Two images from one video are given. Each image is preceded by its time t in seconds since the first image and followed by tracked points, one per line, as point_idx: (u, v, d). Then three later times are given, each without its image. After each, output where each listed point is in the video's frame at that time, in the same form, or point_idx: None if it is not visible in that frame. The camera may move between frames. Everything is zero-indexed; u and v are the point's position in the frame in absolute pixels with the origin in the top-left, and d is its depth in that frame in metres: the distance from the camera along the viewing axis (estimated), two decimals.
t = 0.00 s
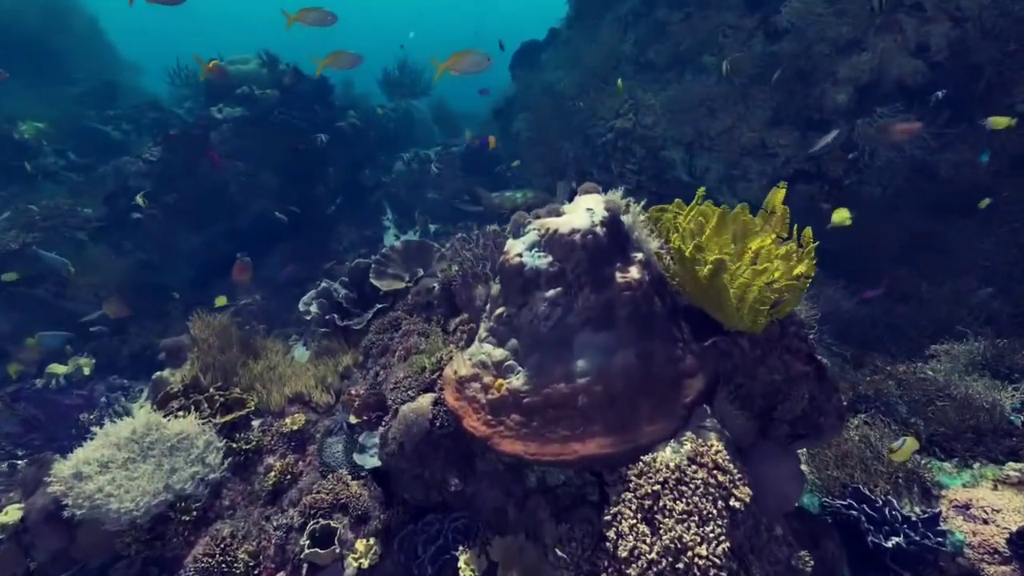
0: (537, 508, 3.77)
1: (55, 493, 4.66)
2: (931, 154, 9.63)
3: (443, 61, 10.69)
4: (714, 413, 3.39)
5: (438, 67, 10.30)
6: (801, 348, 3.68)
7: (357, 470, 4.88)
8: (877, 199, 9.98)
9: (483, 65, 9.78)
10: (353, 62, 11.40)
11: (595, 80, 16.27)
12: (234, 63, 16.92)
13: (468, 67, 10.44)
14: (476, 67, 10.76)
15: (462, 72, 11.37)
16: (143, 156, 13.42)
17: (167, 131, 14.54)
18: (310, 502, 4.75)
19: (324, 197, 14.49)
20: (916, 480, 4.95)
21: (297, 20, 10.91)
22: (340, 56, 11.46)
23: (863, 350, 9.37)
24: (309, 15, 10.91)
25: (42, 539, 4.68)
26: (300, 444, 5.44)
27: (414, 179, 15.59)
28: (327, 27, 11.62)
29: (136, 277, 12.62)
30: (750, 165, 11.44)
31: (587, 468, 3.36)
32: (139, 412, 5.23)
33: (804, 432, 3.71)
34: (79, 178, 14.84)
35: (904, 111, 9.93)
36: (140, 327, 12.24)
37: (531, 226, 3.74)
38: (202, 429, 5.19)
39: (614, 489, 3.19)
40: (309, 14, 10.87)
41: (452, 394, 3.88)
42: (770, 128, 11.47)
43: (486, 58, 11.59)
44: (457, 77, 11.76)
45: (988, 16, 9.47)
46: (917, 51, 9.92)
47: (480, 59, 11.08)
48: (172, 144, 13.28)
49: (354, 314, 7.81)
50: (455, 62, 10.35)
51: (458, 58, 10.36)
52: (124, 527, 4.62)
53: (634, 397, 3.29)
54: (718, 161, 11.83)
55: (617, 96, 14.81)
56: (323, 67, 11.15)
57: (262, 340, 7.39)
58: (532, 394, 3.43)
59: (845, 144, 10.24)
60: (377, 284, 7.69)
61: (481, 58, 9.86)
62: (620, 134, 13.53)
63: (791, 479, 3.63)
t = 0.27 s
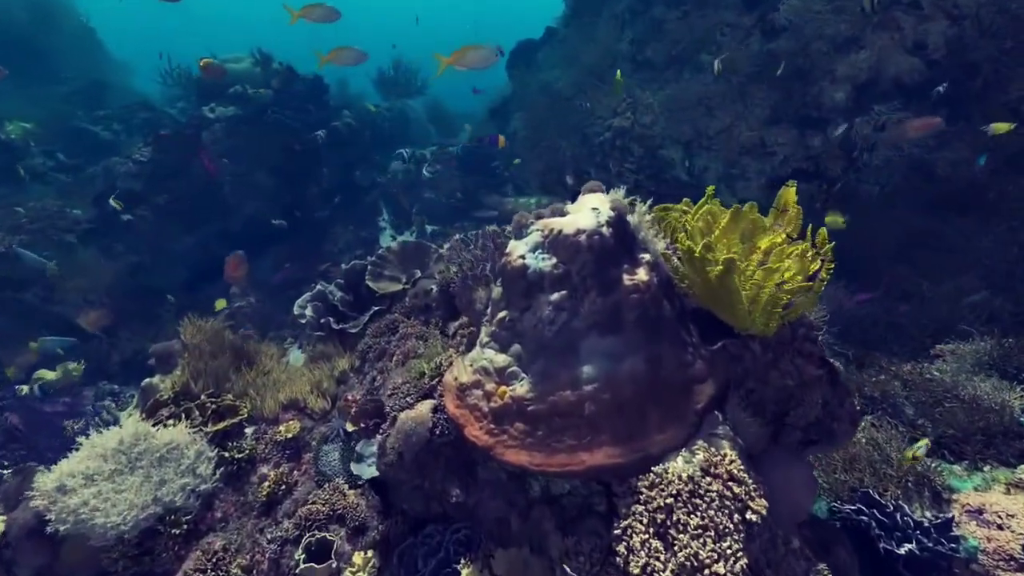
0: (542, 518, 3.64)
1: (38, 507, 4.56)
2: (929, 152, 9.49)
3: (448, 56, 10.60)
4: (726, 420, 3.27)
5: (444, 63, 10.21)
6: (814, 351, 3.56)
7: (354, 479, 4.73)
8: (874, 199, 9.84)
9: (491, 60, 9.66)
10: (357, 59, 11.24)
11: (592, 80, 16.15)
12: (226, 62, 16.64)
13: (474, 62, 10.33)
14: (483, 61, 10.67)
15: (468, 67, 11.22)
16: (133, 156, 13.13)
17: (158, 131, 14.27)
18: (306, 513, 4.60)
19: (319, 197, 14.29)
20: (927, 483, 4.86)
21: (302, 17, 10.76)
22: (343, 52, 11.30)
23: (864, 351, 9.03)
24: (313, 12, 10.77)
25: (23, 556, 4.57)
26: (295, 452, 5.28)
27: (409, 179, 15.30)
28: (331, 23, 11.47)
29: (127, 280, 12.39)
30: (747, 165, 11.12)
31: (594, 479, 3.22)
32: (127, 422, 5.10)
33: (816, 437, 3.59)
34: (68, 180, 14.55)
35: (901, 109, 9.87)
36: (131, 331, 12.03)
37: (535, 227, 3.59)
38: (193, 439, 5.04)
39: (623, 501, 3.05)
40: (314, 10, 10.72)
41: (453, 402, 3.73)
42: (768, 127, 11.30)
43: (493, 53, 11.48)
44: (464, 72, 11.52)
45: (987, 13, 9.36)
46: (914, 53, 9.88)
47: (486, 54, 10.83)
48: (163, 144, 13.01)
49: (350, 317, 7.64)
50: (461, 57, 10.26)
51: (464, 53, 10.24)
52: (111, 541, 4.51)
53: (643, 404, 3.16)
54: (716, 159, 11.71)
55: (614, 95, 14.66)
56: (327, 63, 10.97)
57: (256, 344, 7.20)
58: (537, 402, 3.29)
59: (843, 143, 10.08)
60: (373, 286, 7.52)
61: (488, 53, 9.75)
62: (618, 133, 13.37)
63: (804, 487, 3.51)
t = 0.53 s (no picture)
0: (548, 527, 3.53)
1: (21, 521, 4.46)
2: (925, 149, 9.27)
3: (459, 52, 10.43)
4: (738, 426, 3.15)
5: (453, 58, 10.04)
6: (825, 353, 3.46)
7: (351, 488, 4.60)
8: (872, 197, 9.66)
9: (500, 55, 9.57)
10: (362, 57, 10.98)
11: (590, 79, 15.99)
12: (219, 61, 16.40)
13: (484, 57, 10.17)
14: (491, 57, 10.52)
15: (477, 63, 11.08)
16: (124, 156, 12.87)
17: (149, 130, 14.01)
18: (302, 523, 4.45)
19: (314, 198, 14.10)
20: (937, 486, 4.78)
21: (307, 13, 10.59)
22: (349, 49, 11.11)
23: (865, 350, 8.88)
24: (318, 8, 10.58)
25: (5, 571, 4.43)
26: (291, 460, 5.13)
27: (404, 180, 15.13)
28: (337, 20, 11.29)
29: (118, 283, 12.18)
30: (746, 162, 11.08)
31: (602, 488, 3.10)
32: (116, 431, 4.97)
33: (828, 441, 3.49)
34: (58, 180, 14.27)
35: (899, 107, 9.66)
36: (124, 334, 11.85)
37: (538, 226, 3.47)
38: (185, 447, 4.90)
39: (633, 511, 2.94)
40: (319, 6, 10.54)
41: (454, 409, 3.60)
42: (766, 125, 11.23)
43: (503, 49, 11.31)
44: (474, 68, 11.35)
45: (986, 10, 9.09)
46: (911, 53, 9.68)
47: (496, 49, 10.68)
48: (154, 144, 12.77)
49: (347, 319, 7.47)
50: (470, 52, 10.09)
51: (474, 48, 10.07)
52: (97, 556, 4.35)
53: (653, 411, 3.04)
54: (715, 157, 11.56)
55: (612, 93, 14.50)
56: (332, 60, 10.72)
57: (250, 348, 7.04)
58: (543, 409, 3.16)
59: (842, 140, 9.87)
60: (370, 288, 7.37)
61: (496, 48, 9.60)
62: (616, 132, 13.09)
63: (816, 493, 3.40)
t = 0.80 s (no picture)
0: (554, 535, 3.42)
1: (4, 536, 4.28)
2: (922, 148, 9.23)
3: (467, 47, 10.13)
4: (751, 429, 3.05)
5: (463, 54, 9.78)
6: (838, 354, 3.37)
7: (350, 496, 4.47)
8: (869, 196, 9.49)
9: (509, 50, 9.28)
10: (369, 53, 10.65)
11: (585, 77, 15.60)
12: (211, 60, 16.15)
13: (494, 51, 9.89)
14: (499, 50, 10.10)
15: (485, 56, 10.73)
16: (113, 157, 12.61)
17: (140, 130, 13.76)
18: (298, 533, 4.31)
19: (309, 198, 13.89)
20: (947, 487, 4.71)
21: (311, 10, 10.42)
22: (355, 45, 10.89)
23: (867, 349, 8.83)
24: (321, 5, 10.44)
25: None
26: (287, 467, 4.99)
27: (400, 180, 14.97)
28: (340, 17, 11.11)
29: (109, 286, 11.97)
30: (744, 162, 10.53)
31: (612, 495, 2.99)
32: (103, 439, 4.80)
33: (841, 444, 3.39)
34: (47, 182, 14.00)
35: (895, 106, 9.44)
36: (115, 339, 11.65)
37: (543, 224, 3.35)
38: (177, 455, 4.75)
39: (644, 519, 2.82)
40: (323, 2, 10.38)
41: (456, 414, 3.48)
42: (764, 124, 10.64)
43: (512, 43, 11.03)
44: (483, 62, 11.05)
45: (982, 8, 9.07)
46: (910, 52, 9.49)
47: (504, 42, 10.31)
48: (146, 144, 12.56)
49: (343, 321, 7.30)
50: (480, 47, 9.80)
51: (482, 42, 9.78)
52: (82, 570, 4.17)
53: (663, 415, 2.94)
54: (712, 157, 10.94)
55: (609, 93, 13.86)
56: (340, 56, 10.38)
57: (244, 351, 6.89)
58: (549, 414, 3.04)
59: (840, 139, 9.79)
60: (367, 289, 7.22)
61: (505, 42, 9.34)
62: (614, 131, 12.54)
63: (830, 498, 3.31)
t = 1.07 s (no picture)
0: (561, 542, 3.31)
1: None
2: (919, 146, 9.18)
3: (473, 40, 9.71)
4: (765, 432, 2.94)
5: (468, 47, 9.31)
6: (851, 352, 3.27)
7: (347, 503, 4.33)
8: (869, 193, 9.45)
9: (517, 42, 9.01)
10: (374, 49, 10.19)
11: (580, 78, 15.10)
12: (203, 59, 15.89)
13: (501, 44, 9.51)
14: (505, 44, 9.75)
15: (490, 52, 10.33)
16: (104, 158, 12.37)
17: (131, 131, 13.53)
18: (294, 543, 4.17)
19: (303, 198, 13.69)
20: (958, 487, 4.63)
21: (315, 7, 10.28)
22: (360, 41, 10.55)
23: (868, 348, 8.78)
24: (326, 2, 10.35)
25: None
26: (282, 474, 4.85)
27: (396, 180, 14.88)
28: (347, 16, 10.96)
29: (100, 290, 11.76)
30: (742, 161, 10.36)
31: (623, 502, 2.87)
32: (90, 447, 4.63)
33: (855, 445, 3.30)
34: (36, 183, 13.72)
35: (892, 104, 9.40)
36: (107, 343, 11.44)
37: (548, 219, 3.23)
38: (167, 463, 4.62)
39: (657, 527, 2.71)
40: None
41: (458, 417, 3.36)
42: (761, 123, 10.48)
43: (518, 36, 10.56)
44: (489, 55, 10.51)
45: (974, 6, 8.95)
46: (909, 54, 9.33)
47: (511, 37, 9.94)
48: (137, 145, 12.35)
49: (339, 323, 7.16)
50: (486, 39, 9.34)
51: (489, 35, 9.35)
52: None
53: (676, 418, 2.82)
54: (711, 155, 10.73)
55: (607, 92, 13.68)
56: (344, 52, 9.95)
57: (238, 354, 6.74)
58: (556, 417, 2.92)
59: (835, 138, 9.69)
60: (364, 289, 7.08)
61: (513, 34, 8.93)
62: (612, 130, 12.34)
63: (846, 501, 3.20)
